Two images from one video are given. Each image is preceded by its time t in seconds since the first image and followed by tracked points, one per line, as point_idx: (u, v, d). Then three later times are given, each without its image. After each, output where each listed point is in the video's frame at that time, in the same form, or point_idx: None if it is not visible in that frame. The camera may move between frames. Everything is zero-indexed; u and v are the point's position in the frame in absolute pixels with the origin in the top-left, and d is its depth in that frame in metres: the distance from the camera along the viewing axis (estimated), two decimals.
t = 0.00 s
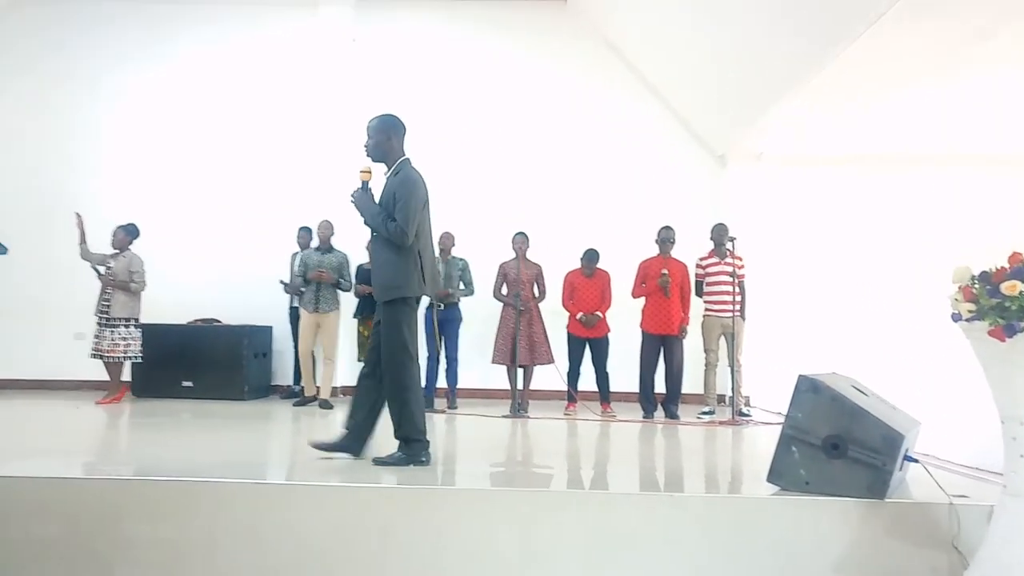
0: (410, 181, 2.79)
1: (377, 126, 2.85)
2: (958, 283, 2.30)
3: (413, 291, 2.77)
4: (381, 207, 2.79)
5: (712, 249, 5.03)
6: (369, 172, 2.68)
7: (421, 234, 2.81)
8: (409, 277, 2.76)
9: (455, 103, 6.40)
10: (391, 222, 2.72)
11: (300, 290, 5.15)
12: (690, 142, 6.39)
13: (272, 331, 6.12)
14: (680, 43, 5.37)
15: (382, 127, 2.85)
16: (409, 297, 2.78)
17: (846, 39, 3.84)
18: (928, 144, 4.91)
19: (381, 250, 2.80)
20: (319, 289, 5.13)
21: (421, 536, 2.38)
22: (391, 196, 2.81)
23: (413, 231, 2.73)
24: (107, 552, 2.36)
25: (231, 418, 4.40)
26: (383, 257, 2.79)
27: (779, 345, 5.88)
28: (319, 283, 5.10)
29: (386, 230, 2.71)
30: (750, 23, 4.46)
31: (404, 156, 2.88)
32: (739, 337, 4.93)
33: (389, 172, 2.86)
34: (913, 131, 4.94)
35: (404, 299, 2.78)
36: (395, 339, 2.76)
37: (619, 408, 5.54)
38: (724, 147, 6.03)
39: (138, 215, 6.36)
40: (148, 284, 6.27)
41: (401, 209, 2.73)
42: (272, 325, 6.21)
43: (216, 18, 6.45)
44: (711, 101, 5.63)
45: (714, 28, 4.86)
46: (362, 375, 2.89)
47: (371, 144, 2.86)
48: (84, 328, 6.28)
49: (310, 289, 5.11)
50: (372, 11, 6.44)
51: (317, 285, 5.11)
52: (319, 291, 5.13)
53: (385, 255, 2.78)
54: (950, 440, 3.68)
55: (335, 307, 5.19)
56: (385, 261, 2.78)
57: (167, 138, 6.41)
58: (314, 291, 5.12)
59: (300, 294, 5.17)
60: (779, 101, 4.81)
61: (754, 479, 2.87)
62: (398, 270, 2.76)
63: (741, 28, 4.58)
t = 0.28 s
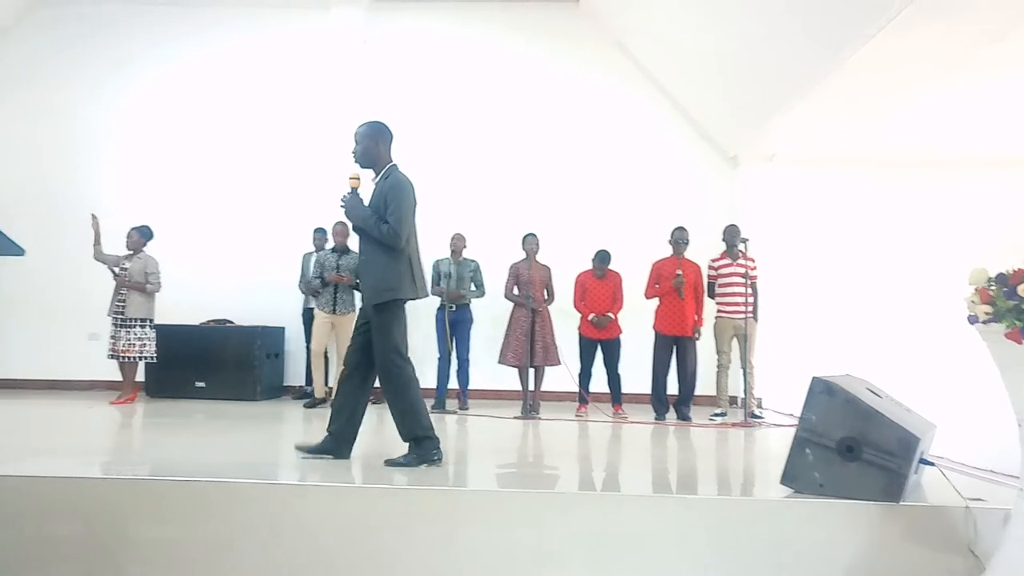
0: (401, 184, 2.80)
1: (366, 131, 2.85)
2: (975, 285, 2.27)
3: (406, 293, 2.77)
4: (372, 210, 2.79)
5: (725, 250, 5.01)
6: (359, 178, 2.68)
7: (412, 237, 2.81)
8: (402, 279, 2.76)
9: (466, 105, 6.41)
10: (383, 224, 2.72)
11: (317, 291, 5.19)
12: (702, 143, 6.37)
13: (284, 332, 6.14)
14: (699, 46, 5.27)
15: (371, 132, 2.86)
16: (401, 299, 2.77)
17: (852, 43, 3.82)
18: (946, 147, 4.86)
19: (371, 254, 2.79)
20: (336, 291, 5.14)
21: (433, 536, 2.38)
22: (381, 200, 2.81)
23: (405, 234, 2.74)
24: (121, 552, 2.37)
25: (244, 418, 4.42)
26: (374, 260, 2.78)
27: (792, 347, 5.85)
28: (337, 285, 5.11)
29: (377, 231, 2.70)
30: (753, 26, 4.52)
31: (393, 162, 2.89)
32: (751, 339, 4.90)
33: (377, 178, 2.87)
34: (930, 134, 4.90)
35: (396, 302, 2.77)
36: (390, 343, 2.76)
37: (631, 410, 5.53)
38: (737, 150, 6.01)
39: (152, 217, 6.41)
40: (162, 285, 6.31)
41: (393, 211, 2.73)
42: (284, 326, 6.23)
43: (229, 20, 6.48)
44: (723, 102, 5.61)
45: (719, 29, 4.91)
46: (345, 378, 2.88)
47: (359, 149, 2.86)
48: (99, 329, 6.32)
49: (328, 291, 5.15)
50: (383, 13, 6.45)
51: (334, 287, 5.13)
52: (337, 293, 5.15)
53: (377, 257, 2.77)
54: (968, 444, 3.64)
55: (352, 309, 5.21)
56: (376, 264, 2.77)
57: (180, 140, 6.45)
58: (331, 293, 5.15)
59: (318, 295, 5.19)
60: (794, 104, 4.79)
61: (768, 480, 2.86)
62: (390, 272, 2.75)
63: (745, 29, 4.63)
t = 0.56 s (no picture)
0: (386, 188, 2.87)
1: (353, 136, 2.92)
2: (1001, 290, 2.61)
3: (387, 292, 2.84)
4: (357, 211, 2.85)
5: (744, 254, 4.97)
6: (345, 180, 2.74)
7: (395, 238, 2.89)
8: (385, 278, 2.83)
9: (484, 108, 6.42)
10: (368, 224, 2.79)
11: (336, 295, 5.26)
12: (721, 145, 6.33)
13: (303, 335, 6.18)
14: (697, 45, 5.51)
15: (358, 137, 2.92)
16: (383, 300, 2.84)
17: (874, 49, 3.83)
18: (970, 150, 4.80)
19: (354, 254, 2.85)
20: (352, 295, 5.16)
21: (451, 540, 2.39)
22: (366, 202, 2.88)
23: (390, 236, 2.82)
24: (144, 552, 2.39)
25: (263, 421, 4.46)
26: (357, 259, 2.84)
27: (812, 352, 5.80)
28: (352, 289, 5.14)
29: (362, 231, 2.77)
30: (753, 26, 4.71)
31: (377, 166, 2.97)
32: (771, 343, 4.87)
33: (362, 181, 2.93)
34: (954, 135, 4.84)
35: (378, 301, 2.84)
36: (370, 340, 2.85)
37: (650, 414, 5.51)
38: (757, 154, 5.97)
39: (174, 220, 6.48)
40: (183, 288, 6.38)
41: (378, 213, 2.81)
42: (302, 329, 6.27)
43: (250, 24, 6.54)
44: (743, 105, 5.59)
45: (718, 28, 5.09)
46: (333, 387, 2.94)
47: (346, 152, 2.92)
48: (121, 331, 6.39)
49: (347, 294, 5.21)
50: (403, 17, 6.49)
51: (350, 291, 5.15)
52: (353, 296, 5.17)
53: (360, 257, 2.84)
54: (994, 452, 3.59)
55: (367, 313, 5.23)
56: (359, 264, 2.83)
57: (202, 144, 6.52)
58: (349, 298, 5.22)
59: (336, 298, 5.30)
60: (814, 107, 4.76)
61: (788, 486, 2.83)
62: (373, 271, 2.82)
63: (745, 28, 4.81)
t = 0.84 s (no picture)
0: (376, 189, 2.88)
1: (342, 138, 2.91)
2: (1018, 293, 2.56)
3: (377, 294, 2.84)
4: (347, 214, 2.85)
5: (756, 256, 4.96)
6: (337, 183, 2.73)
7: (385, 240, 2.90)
8: (375, 280, 2.84)
9: (496, 111, 6.43)
10: (359, 226, 2.79)
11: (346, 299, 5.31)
12: (734, 147, 6.32)
13: (315, 338, 6.21)
14: (704, 46, 5.55)
15: (347, 139, 2.92)
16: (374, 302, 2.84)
17: (887, 50, 3.82)
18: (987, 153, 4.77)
19: (345, 256, 2.85)
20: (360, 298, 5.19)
21: (464, 541, 2.39)
22: (355, 204, 2.88)
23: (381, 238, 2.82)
24: (160, 553, 2.41)
25: (276, 423, 4.48)
26: (347, 261, 2.84)
27: (826, 355, 5.77)
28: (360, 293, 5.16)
29: (353, 233, 2.77)
30: (752, 25, 4.81)
31: (366, 168, 2.97)
32: (784, 346, 4.84)
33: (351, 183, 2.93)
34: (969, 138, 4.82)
35: (367, 303, 2.82)
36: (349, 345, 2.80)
37: (661, 417, 5.49)
38: (770, 156, 5.95)
39: (188, 223, 6.52)
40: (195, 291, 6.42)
41: (369, 215, 2.81)
42: (314, 331, 6.29)
43: (263, 29, 6.58)
44: (755, 107, 5.58)
45: (728, 30, 5.10)
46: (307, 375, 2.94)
47: (335, 154, 2.91)
48: (135, 334, 6.44)
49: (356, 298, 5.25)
50: (415, 21, 6.51)
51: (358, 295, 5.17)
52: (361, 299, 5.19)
53: (351, 259, 2.83)
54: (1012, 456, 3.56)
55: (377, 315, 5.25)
56: (349, 266, 2.83)
57: (215, 147, 6.56)
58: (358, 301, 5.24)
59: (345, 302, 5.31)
60: (826, 110, 4.75)
61: (801, 490, 2.81)
62: (364, 273, 2.82)
63: (744, 28, 4.91)
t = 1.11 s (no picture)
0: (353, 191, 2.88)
1: (318, 140, 2.92)
2: None
3: (359, 298, 2.84)
4: (326, 218, 2.88)
5: (766, 258, 4.96)
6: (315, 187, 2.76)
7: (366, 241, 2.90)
8: (356, 282, 2.84)
9: (513, 112, 6.43)
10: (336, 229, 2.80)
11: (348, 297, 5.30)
12: (743, 149, 6.30)
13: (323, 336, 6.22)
14: (715, 47, 5.54)
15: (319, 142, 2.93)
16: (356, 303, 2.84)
17: (901, 49, 3.77)
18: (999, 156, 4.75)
19: (326, 259, 2.86)
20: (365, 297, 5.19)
21: (472, 540, 2.39)
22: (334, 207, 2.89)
23: (360, 239, 2.86)
24: (171, 550, 2.42)
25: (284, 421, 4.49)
26: (328, 264, 2.85)
27: (835, 358, 5.75)
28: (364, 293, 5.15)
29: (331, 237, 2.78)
30: (755, 25, 4.85)
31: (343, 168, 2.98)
32: (793, 349, 4.83)
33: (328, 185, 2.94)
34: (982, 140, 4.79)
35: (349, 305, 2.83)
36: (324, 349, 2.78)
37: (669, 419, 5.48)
38: (780, 157, 5.93)
39: (197, 221, 6.54)
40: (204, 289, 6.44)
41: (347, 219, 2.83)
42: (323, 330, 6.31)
43: (272, 29, 6.61)
44: (764, 108, 5.56)
45: (739, 31, 5.09)
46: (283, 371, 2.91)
47: (311, 158, 2.92)
48: (144, 331, 6.47)
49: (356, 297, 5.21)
50: (425, 21, 6.52)
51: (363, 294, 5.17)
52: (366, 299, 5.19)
53: (331, 262, 2.84)
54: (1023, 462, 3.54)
55: (382, 313, 5.23)
56: (330, 268, 2.84)
57: (229, 147, 6.57)
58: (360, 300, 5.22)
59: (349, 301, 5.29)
60: (837, 112, 4.74)
61: (811, 493, 2.81)
62: (343, 276, 2.82)
63: (753, 29, 4.91)
